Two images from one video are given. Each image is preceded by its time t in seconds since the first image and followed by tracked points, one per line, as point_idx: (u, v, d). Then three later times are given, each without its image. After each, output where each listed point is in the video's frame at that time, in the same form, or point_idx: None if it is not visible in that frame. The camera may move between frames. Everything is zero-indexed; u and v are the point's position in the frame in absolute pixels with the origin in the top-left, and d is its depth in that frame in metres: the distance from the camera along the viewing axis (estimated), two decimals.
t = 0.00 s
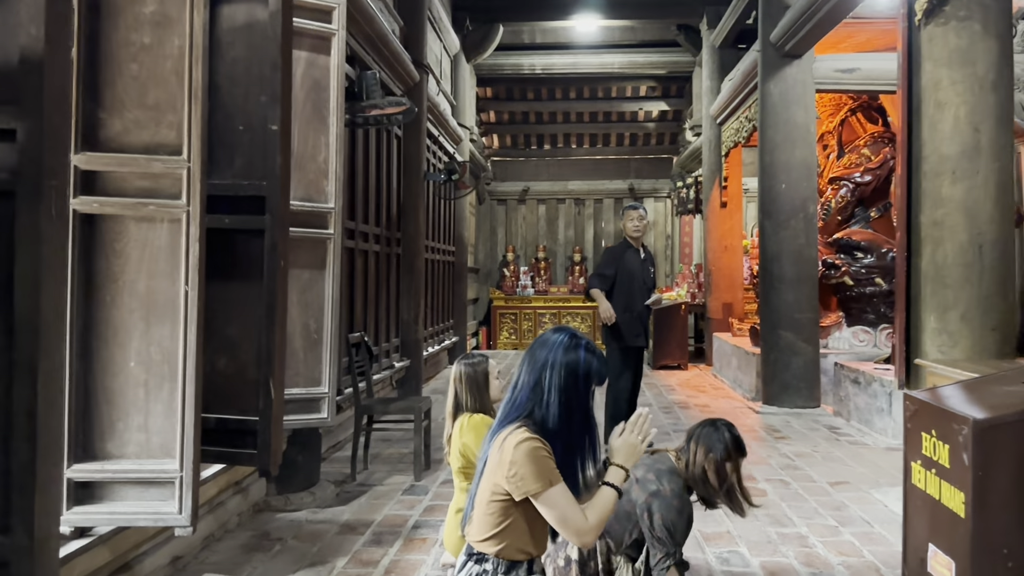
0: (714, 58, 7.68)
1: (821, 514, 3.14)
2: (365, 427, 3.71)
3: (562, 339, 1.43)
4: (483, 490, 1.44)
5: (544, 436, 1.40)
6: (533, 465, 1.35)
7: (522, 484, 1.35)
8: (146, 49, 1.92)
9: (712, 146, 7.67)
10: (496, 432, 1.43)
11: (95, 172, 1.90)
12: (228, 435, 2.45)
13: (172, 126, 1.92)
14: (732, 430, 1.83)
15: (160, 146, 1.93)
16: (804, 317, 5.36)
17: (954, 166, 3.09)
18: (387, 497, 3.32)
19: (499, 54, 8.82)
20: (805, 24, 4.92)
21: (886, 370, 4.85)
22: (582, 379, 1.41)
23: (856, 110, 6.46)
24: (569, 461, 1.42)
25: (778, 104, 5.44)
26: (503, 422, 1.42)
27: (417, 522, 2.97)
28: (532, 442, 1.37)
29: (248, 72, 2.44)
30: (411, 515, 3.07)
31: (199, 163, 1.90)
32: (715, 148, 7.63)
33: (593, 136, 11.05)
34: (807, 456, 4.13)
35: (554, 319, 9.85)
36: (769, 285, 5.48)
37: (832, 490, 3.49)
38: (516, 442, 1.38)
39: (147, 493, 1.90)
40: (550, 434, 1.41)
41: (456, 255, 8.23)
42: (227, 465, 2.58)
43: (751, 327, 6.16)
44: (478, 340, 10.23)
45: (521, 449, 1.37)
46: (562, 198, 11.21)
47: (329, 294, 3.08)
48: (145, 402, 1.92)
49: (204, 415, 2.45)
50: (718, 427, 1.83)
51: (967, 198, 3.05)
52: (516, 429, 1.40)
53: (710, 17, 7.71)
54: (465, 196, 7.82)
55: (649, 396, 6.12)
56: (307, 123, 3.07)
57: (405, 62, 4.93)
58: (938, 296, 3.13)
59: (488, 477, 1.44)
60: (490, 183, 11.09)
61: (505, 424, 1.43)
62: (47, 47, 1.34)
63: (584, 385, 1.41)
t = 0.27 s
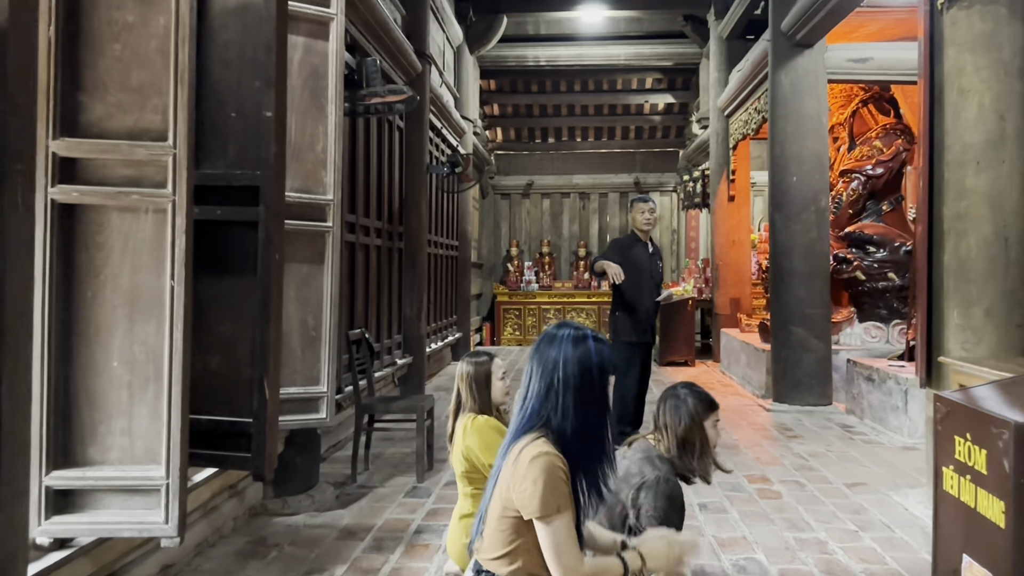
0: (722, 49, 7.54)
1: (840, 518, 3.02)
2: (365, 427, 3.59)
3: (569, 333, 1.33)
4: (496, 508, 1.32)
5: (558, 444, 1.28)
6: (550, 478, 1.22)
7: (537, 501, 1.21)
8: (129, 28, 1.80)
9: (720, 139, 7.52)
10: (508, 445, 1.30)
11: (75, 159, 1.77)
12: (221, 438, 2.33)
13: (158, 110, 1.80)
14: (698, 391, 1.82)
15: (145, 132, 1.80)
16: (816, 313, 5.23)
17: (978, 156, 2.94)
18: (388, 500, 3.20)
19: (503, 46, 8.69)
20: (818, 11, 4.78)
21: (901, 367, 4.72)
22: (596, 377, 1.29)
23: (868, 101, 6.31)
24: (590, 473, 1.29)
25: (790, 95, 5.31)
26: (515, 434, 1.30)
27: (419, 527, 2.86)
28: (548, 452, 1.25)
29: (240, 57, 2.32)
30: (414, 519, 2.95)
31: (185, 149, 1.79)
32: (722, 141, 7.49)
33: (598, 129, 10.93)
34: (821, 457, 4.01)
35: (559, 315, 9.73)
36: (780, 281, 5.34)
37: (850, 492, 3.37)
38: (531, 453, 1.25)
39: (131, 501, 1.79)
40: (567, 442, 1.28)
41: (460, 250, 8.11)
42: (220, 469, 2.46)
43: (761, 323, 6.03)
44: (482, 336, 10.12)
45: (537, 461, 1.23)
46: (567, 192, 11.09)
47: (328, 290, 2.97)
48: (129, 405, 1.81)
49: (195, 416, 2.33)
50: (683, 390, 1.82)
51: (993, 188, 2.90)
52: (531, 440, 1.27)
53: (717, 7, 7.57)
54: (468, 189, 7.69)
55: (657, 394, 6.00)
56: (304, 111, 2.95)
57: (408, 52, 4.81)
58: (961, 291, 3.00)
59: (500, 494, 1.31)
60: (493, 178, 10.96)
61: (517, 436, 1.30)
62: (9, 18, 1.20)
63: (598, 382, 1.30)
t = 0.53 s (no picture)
0: (730, 42, 7.40)
1: (861, 527, 2.89)
2: (366, 431, 3.48)
3: (610, 345, 1.23)
4: (516, 528, 1.22)
5: (589, 465, 1.18)
6: (581, 500, 1.13)
7: (566, 524, 1.11)
8: (111, 9, 1.67)
9: (728, 134, 7.38)
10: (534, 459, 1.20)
11: (52, 150, 1.65)
12: (213, 446, 2.21)
13: (142, 97, 1.68)
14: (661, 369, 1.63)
15: (129, 121, 1.68)
16: (828, 312, 5.10)
17: (1005, 149, 2.80)
18: (390, 507, 3.08)
19: (507, 40, 8.56)
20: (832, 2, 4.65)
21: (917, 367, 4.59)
22: (635, 396, 1.20)
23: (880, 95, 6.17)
24: (622, 501, 1.19)
25: (802, 88, 5.18)
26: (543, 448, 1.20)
27: (422, 537, 2.74)
28: (580, 471, 1.15)
29: (234, 45, 2.20)
30: (417, 528, 2.83)
31: (171, 140, 1.67)
32: (731, 136, 7.35)
33: (603, 125, 10.80)
34: (837, 461, 3.88)
35: (563, 313, 9.61)
36: (791, 279, 5.21)
37: (869, 499, 3.24)
38: (560, 471, 1.15)
39: (114, 518, 1.68)
40: (600, 464, 1.18)
41: (463, 248, 7.99)
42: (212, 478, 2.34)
43: (771, 321, 5.90)
44: (485, 334, 10.00)
45: (567, 479, 1.14)
46: (571, 189, 10.96)
47: (327, 290, 2.85)
48: (112, 415, 1.69)
49: (187, 422, 2.22)
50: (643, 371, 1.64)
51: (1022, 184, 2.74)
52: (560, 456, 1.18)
53: None
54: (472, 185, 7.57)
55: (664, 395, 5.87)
56: (302, 103, 2.82)
57: (411, 44, 4.68)
58: (987, 291, 2.86)
59: (521, 512, 1.21)
60: (497, 174, 10.84)
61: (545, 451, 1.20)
62: None
63: (636, 402, 1.20)
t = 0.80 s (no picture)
0: (739, 33, 7.27)
1: (880, 532, 2.78)
2: (367, 430, 3.37)
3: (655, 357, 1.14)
4: (549, 542, 1.11)
5: (631, 480, 1.09)
6: (624, 514, 1.04)
7: (607, 539, 1.02)
8: None
9: (736, 126, 7.25)
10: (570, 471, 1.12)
11: (27, 136, 1.54)
12: (205, 448, 2.10)
13: (122, 78, 1.57)
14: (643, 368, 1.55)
15: (108, 104, 1.57)
16: (841, 308, 4.98)
17: None
18: (390, 509, 2.97)
19: (511, 31, 8.44)
20: None
21: (932, 364, 4.47)
22: (683, 413, 1.10)
23: (892, 86, 6.03)
24: (665, 522, 1.10)
25: (814, 78, 5.05)
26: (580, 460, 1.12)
27: (423, 542, 2.63)
28: (620, 487, 1.06)
29: (224, 26, 2.08)
30: (418, 532, 2.73)
31: (153, 123, 1.55)
32: (739, 128, 7.21)
33: (608, 118, 10.67)
34: (852, 461, 3.77)
35: (568, 309, 9.50)
36: (803, 274, 5.09)
37: (887, 502, 3.13)
38: (600, 485, 1.07)
39: (95, 530, 1.57)
40: (644, 480, 1.10)
41: (466, 242, 7.88)
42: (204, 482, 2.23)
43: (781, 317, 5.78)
44: (489, 330, 9.90)
45: (606, 495, 1.06)
46: (576, 182, 10.83)
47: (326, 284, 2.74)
48: (92, 415, 1.58)
49: (177, 424, 2.11)
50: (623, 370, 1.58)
51: None
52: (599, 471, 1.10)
53: None
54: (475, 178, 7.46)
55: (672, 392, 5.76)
56: (299, 90, 2.70)
57: (413, 32, 4.57)
58: (1013, 285, 2.75)
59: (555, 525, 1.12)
60: (500, 168, 10.72)
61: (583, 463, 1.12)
62: None
63: (684, 419, 1.10)
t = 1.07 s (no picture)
0: (748, 22, 7.12)
1: (899, 539, 2.65)
2: (366, 430, 3.25)
3: (692, 381, 1.02)
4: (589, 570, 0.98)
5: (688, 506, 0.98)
6: (685, 543, 0.93)
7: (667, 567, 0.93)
8: None
9: (745, 118, 7.10)
10: (613, 508, 0.99)
11: None
12: (191, 453, 1.99)
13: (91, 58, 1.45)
14: (636, 364, 1.58)
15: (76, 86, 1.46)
16: (854, 303, 4.85)
17: None
18: (389, 513, 2.86)
19: (515, 21, 8.30)
20: None
21: (949, 362, 4.34)
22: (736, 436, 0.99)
23: (907, 76, 5.88)
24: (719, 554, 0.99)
25: (827, 67, 4.90)
26: (622, 495, 0.99)
27: (422, 549, 2.51)
28: (676, 520, 0.95)
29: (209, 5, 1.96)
30: (418, 538, 2.61)
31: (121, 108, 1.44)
32: (748, 119, 7.05)
33: (615, 110, 10.52)
34: (868, 462, 3.64)
35: (573, 304, 9.37)
36: (815, 268, 4.96)
37: (905, 506, 3.00)
38: (653, 518, 0.95)
39: (64, 542, 1.67)
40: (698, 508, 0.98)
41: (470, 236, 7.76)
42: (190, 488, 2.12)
43: (792, 313, 5.64)
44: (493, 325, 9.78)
45: (662, 530, 0.94)
46: (582, 176, 10.69)
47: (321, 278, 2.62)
48: (62, 422, 1.68)
49: (162, 427, 2.00)
50: (616, 368, 1.59)
51: None
52: (647, 499, 0.97)
53: None
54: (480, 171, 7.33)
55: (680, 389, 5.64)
56: (294, 75, 2.57)
57: (414, 20, 4.43)
58: None
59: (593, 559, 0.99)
60: (505, 161, 10.59)
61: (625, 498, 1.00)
62: None
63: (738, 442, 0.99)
